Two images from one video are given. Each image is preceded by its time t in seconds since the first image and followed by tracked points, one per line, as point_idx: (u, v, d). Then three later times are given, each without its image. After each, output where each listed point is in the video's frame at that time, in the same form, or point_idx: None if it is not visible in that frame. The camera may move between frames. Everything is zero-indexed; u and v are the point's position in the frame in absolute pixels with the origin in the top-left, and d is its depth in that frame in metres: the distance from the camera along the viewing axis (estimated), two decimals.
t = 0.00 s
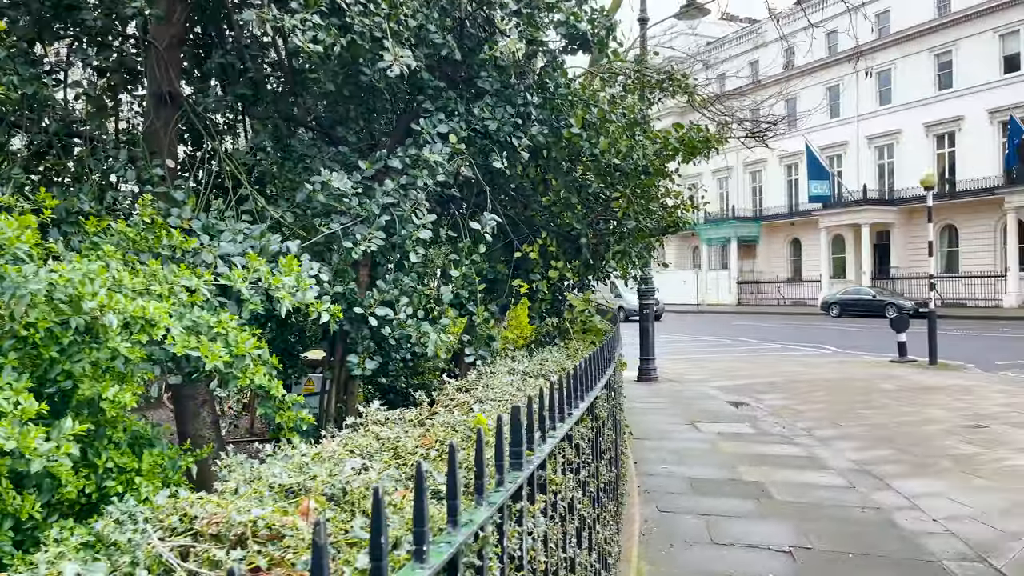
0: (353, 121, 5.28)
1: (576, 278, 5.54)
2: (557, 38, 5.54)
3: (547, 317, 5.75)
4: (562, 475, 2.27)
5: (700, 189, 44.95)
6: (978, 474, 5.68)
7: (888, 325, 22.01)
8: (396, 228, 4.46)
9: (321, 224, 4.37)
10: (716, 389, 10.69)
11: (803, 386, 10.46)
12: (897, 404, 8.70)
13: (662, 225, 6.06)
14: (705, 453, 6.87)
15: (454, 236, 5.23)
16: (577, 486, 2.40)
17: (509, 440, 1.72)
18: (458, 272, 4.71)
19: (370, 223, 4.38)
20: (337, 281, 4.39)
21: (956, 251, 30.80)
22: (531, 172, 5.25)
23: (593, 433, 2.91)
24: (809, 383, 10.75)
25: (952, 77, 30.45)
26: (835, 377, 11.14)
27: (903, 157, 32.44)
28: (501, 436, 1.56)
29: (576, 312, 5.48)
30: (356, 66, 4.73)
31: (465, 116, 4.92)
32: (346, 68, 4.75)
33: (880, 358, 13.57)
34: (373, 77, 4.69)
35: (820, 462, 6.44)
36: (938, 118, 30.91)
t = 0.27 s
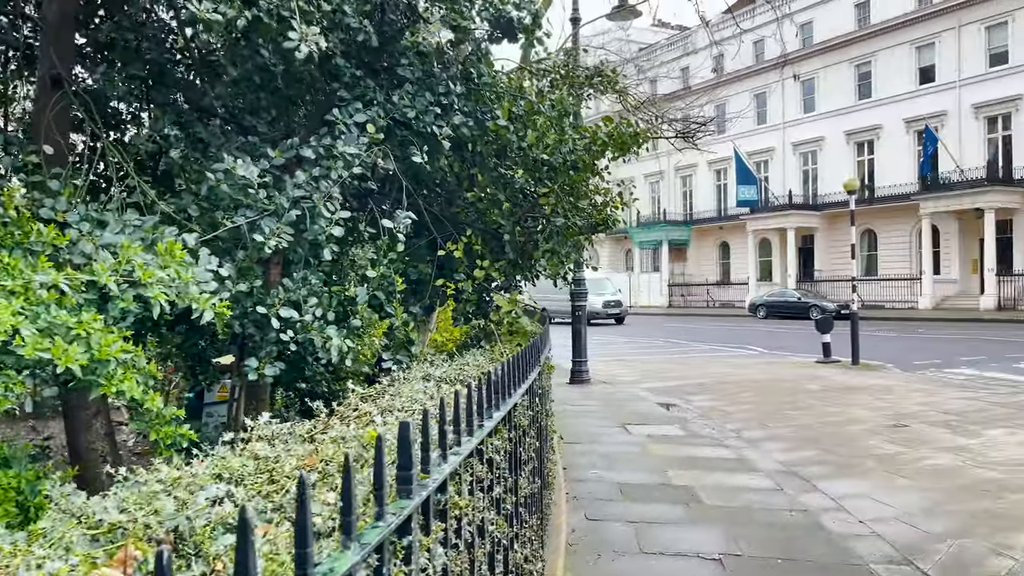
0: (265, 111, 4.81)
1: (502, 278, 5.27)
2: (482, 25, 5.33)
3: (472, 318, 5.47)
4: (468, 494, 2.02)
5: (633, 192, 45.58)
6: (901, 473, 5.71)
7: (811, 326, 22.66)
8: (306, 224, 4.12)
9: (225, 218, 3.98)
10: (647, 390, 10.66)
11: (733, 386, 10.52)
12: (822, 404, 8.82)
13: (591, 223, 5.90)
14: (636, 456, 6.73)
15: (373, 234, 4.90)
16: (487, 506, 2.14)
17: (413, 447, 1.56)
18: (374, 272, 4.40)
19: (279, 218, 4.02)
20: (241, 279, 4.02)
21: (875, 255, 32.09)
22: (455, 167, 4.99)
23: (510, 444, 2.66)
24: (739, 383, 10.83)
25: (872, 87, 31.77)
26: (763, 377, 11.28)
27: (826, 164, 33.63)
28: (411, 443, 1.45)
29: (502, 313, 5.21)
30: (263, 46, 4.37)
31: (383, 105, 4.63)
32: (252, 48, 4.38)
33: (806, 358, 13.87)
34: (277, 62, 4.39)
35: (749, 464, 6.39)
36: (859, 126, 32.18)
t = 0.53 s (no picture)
0: (160, 96, 4.27)
1: (421, 278, 4.94)
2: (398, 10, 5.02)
3: (390, 320, 5.13)
4: (364, 534, 1.74)
5: (560, 191, 45.81)
6: (822, 473, 5.73)
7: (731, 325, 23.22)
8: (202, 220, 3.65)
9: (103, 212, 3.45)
10: (573, 391, 10.54)
11: (657, 386, 10.54)
12: (743, 402, 8.90)
13: (515, 221, 5.67)
14: (561, 461, 6.56)
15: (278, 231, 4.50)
16: (388, 545, 1.87)
17: (295, 485, 1.32)
18: (278, 271, 3.99)
19: (172, 213, 3.52)
20: (127, 280, 3.46)
21: (791, 255, 33.26)
22: (369, 160, 4.67)
23: (419, 466, 2.37)
24: (663, 383, 10.86)
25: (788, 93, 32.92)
26: (685, 376, 11.36)
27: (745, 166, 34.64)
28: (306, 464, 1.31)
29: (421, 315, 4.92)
30: (155, 22, 3.89)
31: (291, 91, 4.27)
32: (142, 23, 3.88)
33: (726, 356, 14.11)
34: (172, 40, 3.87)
35: (674, 467, 6.30)
36: (776, 130, 33.29)
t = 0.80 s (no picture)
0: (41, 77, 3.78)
1: (332, 277, 4.59)
2: None
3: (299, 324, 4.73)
4: None
5: (486, 191, 45.56)
6: (744, 475, 5.72)
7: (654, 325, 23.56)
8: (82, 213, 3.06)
9: None
10: (497, 394, 10.31)
11: (582, 388, 10.44)
12: (666, 403, 8.91)
13: (434, 218, 5.40)
14: (482, 468, 6.33)
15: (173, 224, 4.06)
16: None
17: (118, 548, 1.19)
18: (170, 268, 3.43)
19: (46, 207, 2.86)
20: None
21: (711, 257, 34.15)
22: (277, 151, 4.36)
23: (314, 492, 2.11)
24: (587, 384, 10.77)
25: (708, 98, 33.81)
26: (609, 377, 11.34)
27: (667, 170, 35.37)
28: (174, 483, 1.26)
29: (332, 318, 4.61)
30: None
31: (190, 70, 3.91)
32: None
33: (650, 357, 14.20)
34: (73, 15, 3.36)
35: (599, 471, 6.16)
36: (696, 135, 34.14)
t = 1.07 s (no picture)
0: None
1: (245, 278, 4.19)
2: None
3: (212, 329, 4.29)
4: None
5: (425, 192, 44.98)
6: (686, 482, 5.57)
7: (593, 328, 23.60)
8: None
9: None
10: (434, 400, 9.96)
11: (522, 392, 10.20)
12: (606, 407, 8.75)
13: (361, 214, 5.10)
14: (416, 479, 6.01)
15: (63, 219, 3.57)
16: None
17: None
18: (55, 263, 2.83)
19: None
20: None
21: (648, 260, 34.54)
22: (188, 141, 3.84)
23: (189, 529, 1.84)
24: (527, 388, 10.53)
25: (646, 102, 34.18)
26: (549, 381, 11.13)
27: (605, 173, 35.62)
28: None
29: (246, 324, 4.20)
30: None
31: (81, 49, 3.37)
32: None
33: (590, 359, 14.08)
34: None
35: (537, 481, 5.92)
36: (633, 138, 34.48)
